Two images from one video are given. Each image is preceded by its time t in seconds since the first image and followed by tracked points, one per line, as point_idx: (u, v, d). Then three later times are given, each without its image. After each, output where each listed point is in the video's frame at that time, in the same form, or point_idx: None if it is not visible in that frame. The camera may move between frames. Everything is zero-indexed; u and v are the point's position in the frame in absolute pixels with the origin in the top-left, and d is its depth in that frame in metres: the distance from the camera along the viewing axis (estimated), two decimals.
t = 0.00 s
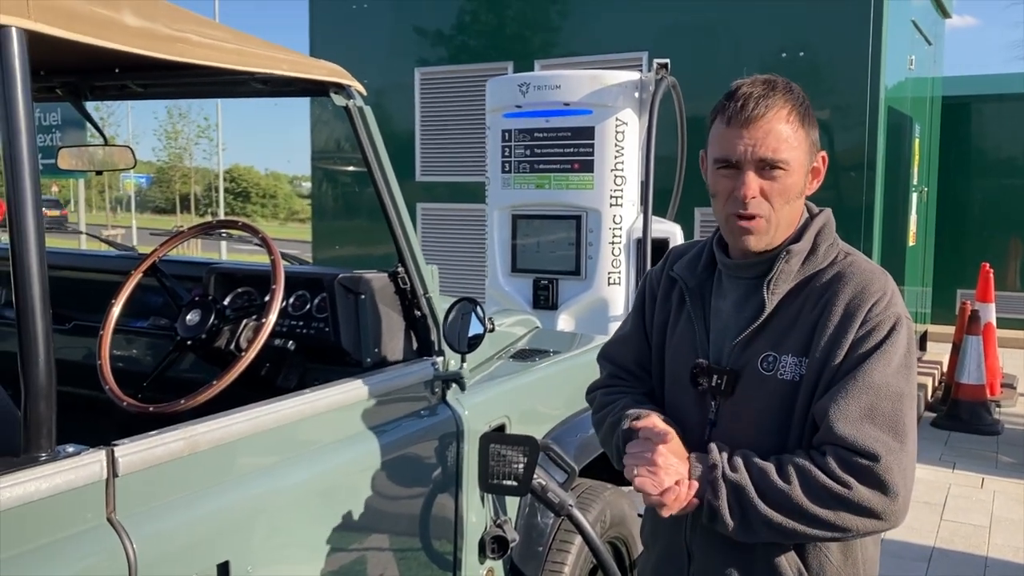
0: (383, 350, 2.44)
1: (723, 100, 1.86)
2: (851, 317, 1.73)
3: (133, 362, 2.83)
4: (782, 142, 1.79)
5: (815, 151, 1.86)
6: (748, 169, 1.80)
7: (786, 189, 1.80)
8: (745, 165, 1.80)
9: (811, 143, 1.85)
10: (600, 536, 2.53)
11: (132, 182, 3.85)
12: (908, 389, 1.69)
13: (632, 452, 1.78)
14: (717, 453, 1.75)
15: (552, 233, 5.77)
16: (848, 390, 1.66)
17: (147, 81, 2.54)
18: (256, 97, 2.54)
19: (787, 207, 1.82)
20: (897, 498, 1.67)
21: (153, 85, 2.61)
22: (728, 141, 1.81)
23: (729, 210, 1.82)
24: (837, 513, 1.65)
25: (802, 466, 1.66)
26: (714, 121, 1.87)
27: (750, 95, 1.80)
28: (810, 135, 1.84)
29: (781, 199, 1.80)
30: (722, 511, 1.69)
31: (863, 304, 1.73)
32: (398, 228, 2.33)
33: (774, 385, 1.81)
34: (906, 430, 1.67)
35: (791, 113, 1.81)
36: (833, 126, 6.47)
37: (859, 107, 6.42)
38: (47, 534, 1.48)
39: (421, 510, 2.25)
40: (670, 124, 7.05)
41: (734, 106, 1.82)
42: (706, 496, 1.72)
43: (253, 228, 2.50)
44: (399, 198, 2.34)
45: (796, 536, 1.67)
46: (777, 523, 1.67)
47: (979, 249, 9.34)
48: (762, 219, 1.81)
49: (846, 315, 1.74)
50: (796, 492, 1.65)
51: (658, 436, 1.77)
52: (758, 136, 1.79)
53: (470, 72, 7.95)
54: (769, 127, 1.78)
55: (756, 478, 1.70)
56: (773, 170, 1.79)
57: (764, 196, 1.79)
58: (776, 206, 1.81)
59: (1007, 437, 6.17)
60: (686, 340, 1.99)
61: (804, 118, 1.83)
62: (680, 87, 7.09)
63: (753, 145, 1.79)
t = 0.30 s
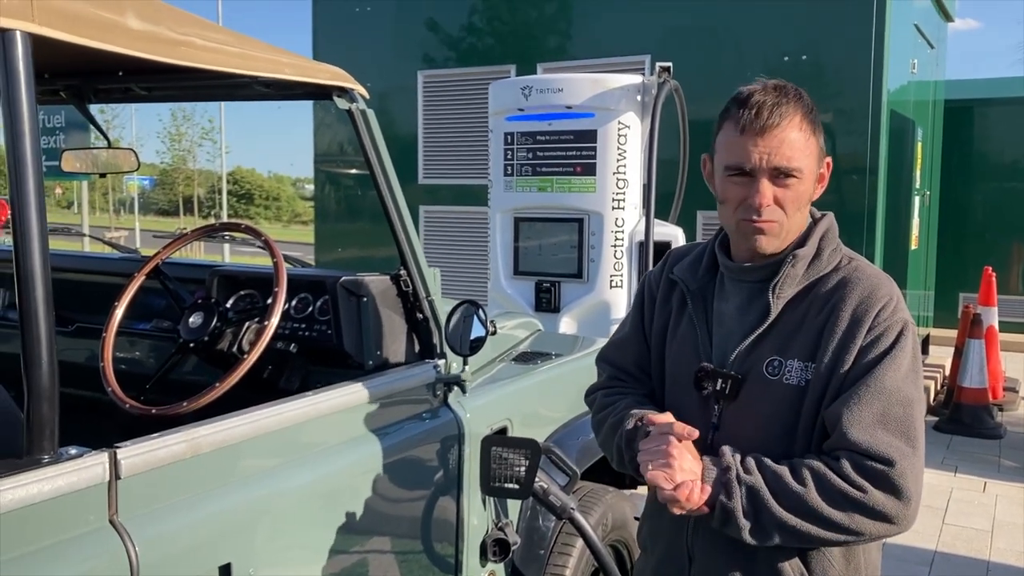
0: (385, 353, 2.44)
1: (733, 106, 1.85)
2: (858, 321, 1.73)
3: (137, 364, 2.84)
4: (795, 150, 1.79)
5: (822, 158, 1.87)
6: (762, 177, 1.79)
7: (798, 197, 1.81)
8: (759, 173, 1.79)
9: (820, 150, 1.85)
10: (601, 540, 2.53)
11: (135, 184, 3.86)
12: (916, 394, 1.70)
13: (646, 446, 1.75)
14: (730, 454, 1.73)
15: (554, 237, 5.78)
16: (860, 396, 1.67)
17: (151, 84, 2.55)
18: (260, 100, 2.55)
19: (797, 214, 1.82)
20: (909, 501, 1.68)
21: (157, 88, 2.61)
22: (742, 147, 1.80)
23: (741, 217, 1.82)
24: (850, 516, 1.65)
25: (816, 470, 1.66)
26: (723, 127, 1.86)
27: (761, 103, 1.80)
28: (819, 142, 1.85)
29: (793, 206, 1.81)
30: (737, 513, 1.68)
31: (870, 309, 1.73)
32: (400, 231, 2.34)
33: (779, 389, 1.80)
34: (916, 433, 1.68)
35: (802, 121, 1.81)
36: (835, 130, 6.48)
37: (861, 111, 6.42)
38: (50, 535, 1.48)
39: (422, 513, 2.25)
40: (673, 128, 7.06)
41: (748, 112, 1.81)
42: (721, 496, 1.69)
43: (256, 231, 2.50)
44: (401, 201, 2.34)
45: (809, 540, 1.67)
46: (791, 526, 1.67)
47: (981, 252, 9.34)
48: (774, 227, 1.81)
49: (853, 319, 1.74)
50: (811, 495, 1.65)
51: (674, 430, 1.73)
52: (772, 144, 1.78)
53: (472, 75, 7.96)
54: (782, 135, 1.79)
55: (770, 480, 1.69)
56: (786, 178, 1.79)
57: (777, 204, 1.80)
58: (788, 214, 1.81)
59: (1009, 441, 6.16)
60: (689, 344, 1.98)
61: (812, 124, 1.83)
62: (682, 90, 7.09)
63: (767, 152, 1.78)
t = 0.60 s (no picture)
0: (386, 353, 2.44)
1: (769, 108, 1.78)
2: (869, 323, 1.74)
3: (137, 365, 2.84)
4: (833, 159, 1.76)
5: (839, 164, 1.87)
6: (803, 186, 1.75)
7: (828, 206, 1.79)
8: (801, 182, 1.75)
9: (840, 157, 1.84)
10: (601, 542, 2.53)
11: (136, 185, 3.86)
12: (926, 396, 1.72)
13: (663, 447, 1.69)
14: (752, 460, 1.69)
15: (555, 238, 5.78)
16: (879, 398, 1.67)
17: (152, 85, 2.55)
18: (260, 101, 2.55)
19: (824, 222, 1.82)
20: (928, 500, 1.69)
21: (158, 89, 2.61)
22: (783, 154, 1.74)
23: (777, 225, 1.77)
24: (876, 515, 1.65)
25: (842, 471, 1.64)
26: (757, 129, 1.78)
27: (807, 111, 1.74)
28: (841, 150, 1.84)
29: (824, 215, 1.79)
30: (768, 516, 1.63)
31: (879, 312, 1.74)
32: (400, 231, 2.34)
33: (787, 391, 1.78)
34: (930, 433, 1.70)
35: (835, 129, 1.79)
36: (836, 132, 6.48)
37: (862, 113, 6.42)
38: (49, 536, 1.48)
39: (422, 514, 2.25)
40: (674, 130, 7.06)
41: (790, 118, 1.75)
42: (750, 500, 1.64)
43: (256, 232, 2.50)
44: (402, 202, 2.34)
45: (836, 541, 1.65)
46: (819, 528, 1.64)
47: (982, 255, 9.33)
48: (807, 236, 1.79)
49: (864, 321, 1.74)
50: (841, 495, 1.63)
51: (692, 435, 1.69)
52: (815, 152, 1.74)
53: (474, 77, 7.96)
54: (823, 144, 1.75)
55: (798, 483, 1.66)
56: (824, 187, 1.77)
57: (813, 214, 1.77)
58: (819, 223, 1.79)
59: (1010, 444, 6.15)
60: (688, 345, 1.93)
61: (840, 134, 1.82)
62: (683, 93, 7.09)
63: (810, 161, 1.74)
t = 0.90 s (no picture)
0: (385, 354, 2.44)
1: (750, 112, 1.79)
2: (865, 326, 1.74)
3: (137, 365, 2.85)
4: (815, 161, 1.76)
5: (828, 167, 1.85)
6: (783, 190, 1.75)
7: (813, 209, 1.79)
8: (780, 185, 1.75)
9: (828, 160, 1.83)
10: (600, 544, 2.53)
11: (136, 186, 3.86)
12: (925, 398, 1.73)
13: (667, 457, 1.69)
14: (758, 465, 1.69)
15: (555, 240, 5.78)
16: (881, 401, 1.68)
17: (153, 87, 2.55)
18: (261, 103, 2.56)
19: (809, 225, 1.81)
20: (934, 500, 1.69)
21: (159, 90, 2.62)
22: (763, 158, 1.75)
23: (759, 228, 1.77)
24: (884, 516, 1.65)
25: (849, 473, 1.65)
26: (739, 133, 1.79)
27: (787, 114, 1.74)
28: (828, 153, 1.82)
29: (808, 218, 1.79)
30: (781, 519, 1.62)
31: (874, 315, 1.75)
32: (399, 232, 2.34)
33: (783, 394, 1.78)
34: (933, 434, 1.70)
35: (818, 131, 1.78)
36: (837, 134, 6.48)
37: (862, 116, 6.42)
38: (49, 537, 1.49)
39: (421, 516, 2.25)
40: (674, 132, 7.07)
41: (770, 121, 1.75)
42: (762, 502, 1.63)
43: (256, 233, 2.50)
44: (402, 203, 2.35)
45: (846, 543, 1.65)
46: (830, 530, 1.64)
47: (982, 257, 9.34)
48: (789, 238, 1.79)
49: (860, 323, 1.75)
50: (851, 496, 1.63)
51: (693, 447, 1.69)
52: (795, 156, 1.74)
53: (474, 78, 7.96)
54: (804, 147, 1.75)
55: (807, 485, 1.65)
56: (806, 190, 1.76)
57: (795, 216, 1.77)
58: (803, 225, 1.79)
59: (1010, 446, 6.16)
60: (682, 349, 1.93)
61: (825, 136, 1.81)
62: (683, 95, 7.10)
63: (790, 164, 1.74)
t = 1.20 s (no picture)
0: (386, 355, 2.44)
1: (695, 116, 1.85)
2: (847, 326, 1.73)
3: (137, 365, 2.86)
4: (744, 157, 1.75)
5: (790, 161, 1.80)
6: (711, 187, 1.78)
7: (752, 204, 1.77)
8: (709, 183, 1.78)
9: (782, 154, 1.79)
10: (600, 545, 2.53)
11: (136, 186, 3.87)
12: (912, 399, 1.70)
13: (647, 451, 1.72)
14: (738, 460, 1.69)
15: (555, 241, 5.78)
16: (860, 403, 1.66)
17: (154, 87, 2.56)
18: (262, 103, 2.56)
19: (755, 221, 1.78)
20: (919, 503, 1.67)
21: (160, 90, 2.63)
22: (693, 158, 1.80)
23: (698, 226, 1.82)
24: (862, 517, 1.63)
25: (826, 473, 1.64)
26: (687, 136, 1.86)
27: (715, 113, 1.78)
28: (779, 147, 1.78)
29: (747, 214, 1.77)
30: (752, 517, 1.63)
31: (857, 315, 1.73)
32: (400, 232, 2.34)
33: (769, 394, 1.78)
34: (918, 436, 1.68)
35: (757, 127, 1.77)
36: (837, 136, 6.49)
37: (863, 118, 6.42)
38: (50, 536, 1.49)
39: (421, 516, 2.26)
40: (674, 133, 7.07)
41: (701, 122, 1.80)
42: (734, 498, 1.64)
43: (257, 233, 2.50)
44: (402, 204, 2.35)
45: (822, 543, 1.64)
46: (803, 529, 1.63)
47: (982, 259, 9.35)
48: (729, 236, 1.80)
49: (842, 323, 1.73)
50: (825, 496, 1.62)
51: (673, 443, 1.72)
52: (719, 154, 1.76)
53: (475, 79, 7.97)
54: (730, 143, 1.75)
55: (781, 482, 1.65)
56: (738, 186, 1.76)
57: (727, 212, 1.77)
58: (742, 222, 1.78)
59: (1010, 448, 6.16)
60: (676, 350, 1.95)
61: (773, 129, 1.78)
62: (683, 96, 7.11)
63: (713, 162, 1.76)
